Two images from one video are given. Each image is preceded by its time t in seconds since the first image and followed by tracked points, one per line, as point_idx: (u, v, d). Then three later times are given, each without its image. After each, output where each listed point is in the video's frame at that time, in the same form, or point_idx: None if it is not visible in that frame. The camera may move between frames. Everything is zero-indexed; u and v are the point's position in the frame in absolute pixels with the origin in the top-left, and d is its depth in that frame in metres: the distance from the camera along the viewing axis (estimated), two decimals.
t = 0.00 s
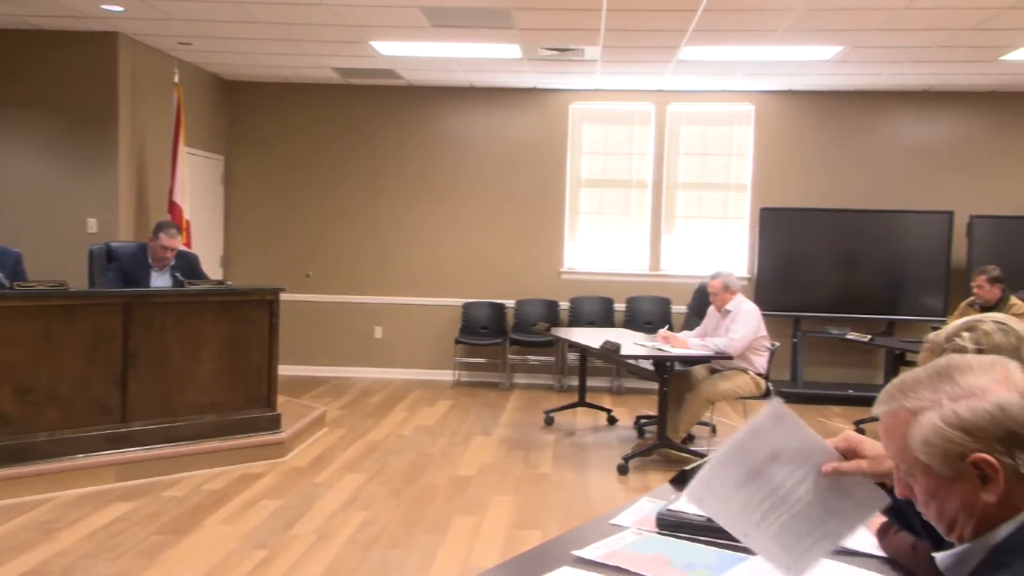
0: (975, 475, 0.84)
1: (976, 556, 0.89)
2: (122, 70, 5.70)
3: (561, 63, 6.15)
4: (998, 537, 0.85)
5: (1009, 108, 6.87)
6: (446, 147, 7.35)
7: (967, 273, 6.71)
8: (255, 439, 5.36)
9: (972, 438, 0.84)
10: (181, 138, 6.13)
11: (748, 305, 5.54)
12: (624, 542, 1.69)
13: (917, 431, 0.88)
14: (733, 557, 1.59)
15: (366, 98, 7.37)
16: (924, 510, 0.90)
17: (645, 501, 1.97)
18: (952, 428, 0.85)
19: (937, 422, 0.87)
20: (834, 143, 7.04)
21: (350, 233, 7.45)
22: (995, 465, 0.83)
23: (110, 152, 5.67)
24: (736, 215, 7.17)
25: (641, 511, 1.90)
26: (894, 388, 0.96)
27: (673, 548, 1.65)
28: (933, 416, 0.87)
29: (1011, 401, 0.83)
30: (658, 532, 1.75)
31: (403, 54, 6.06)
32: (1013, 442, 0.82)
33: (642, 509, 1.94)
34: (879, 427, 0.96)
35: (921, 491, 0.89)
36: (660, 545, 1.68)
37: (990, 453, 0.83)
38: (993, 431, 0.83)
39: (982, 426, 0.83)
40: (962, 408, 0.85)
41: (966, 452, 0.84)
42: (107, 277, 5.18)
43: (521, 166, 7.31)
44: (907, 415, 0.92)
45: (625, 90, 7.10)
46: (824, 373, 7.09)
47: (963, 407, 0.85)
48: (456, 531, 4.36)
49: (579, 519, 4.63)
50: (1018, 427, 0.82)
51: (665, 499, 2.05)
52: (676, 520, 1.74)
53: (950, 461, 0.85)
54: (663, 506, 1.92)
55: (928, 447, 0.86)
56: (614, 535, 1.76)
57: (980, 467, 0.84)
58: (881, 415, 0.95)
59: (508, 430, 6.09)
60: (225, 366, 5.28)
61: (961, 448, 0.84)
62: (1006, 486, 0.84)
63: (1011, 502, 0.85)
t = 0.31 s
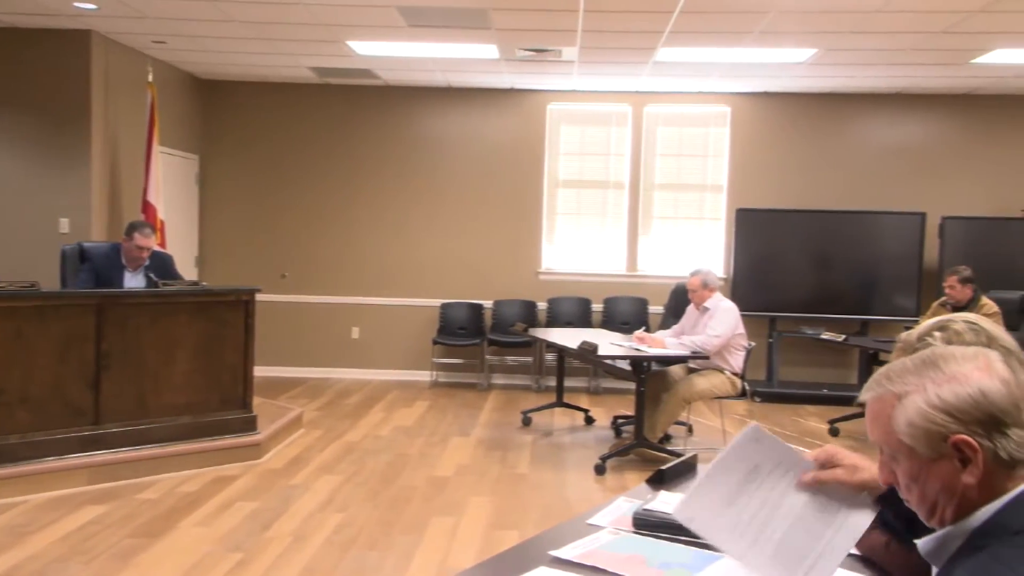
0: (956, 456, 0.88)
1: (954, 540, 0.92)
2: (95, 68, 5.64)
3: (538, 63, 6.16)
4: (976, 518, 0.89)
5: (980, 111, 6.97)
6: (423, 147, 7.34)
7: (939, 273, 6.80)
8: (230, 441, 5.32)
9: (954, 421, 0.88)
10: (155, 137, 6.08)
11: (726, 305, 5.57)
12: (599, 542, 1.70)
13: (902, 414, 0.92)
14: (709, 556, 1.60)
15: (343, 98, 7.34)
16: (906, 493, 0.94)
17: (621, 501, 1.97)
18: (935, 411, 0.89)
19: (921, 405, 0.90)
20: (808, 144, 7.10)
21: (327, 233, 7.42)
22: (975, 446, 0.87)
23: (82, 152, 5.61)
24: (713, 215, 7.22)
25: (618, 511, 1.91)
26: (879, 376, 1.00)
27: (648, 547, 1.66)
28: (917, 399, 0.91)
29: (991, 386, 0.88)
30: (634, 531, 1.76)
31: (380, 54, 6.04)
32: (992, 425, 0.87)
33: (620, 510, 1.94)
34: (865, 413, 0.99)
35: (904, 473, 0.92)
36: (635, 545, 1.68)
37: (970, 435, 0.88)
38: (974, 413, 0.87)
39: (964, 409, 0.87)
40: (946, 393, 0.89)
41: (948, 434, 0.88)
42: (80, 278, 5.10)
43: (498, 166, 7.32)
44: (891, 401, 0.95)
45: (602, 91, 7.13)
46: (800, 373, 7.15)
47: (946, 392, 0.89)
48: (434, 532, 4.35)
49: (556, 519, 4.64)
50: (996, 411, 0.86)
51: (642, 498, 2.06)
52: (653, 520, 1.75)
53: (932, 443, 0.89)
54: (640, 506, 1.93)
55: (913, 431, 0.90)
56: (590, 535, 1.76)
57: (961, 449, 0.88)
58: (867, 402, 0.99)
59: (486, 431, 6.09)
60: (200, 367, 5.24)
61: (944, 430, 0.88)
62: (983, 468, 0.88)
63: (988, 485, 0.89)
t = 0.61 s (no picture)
0: (936, 445, 0.95)
1: (932, 531, 0.99)
2: (69, 66, 5.58)
3: (517, 64, 6.17)
4: (954, 509, 0.96)
5: (954, 114, 7.05)
6: (402, 147, 7.33)
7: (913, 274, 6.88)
8: (207, 442, 5.29)
9: (935, 410, 0.94)
10: (130, 136, 6.03)
11: (704, 304, 5.60)
12: (578, 542, 1.71)
13: (886, 403, 0.98)
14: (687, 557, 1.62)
15: (322, 98, 7.31)
16: (888, 484, 1.01)
17: (600, 501, 1.98)
18: (919, 399, 0.95)
19: (906, 393, 0.97)
20: (784, 146, 7.16)
21: (305, 233, 7.38)
22: (955, 435, 0.94)
23: (55, 151, 5.55)
24: (691, 216, 7.26)
25: (596, 511, 1.92)
26: (869, 369, 1.06)
27: (627, 547, 1.67)
28: (902, 389, 0.97)
29: (974, 377, 0.94)
30: (613, 532, 1.78)
31: (358, 53, 6.03)
32: (971, 416, 0.93)
33: (598, 510, 1.95)
34: (854, 402, 1.06)
35: (885, 462, 0.99)
36: (613, 545, 1.70)
37: (951, 424, 0.94)
38: (955, 402, 0.93)
39: (946, 398, 0.94)
40: (930, 383, 0.95)
41: (930, 422, 0.94)
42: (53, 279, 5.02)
43: (476, 167, 7.32)
44: (879, 391, 1.02)
45: (580, 91, 7.15)
46: (776, 372, 7.21)
47: (929, 381, 0.95)
48: (412, 532, 4.34)
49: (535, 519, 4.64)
50: (977, 401, 0.93)
51: (620, 498, 2.07)
52: (631, 520, 1.77)
53: (915, 430, 0.95)
54: (619, 506, 1.94)
55: (895, 418, 0.97)
56: (569, 535, 1.77)
57: (942, 438, 0.94)
58: (858, 392, 1.05)
59: (464, 431, 6.09)
60: (176, 368, 5.19)
61: (926, 418, 0.95)
62: (962, 457, 0.94)
63: (967, 475, 0.95)
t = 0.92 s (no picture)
0: (897, 435, 1.10)
1: (899, 523, 1.14)
2: (40, 64, 5.51)
3: (493, 64, 6.17)
4: (918, 501, 1.11)
5: (925, 116, 7.14)
6: (378, 147, 7.31)
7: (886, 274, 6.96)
8: (180, 445, 5.24)
9: (897, 402, 1.09)
10: (102, 135, 5.97)
11: (679, 306, 5.63)
12: (554, 541, 1.72)
13: (851, 394, 1.14)
14: (662, 555, 1.63)
15: (297, 97, 7.27)
16: (853, 475, 1.16)
17: (575, 501, 1.99)
18: (881, 391, 1.11)
19: (870, 387, 1.12)
20: (758, 148, 7.22)
21: (281, 233, 7.34)
22: (914, 427, 1.09)
23: (24, 150, 5.48)
24: (667, 217, 7.30)
25: (572, 511, 1.93)
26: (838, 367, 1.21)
27: (602, 547, 1.68)
28: (866, 383, 1.13)
29: (933, 373, 1.09)
30: (588, 531, 1.79)
31: (334, 53, 6.00)
32: (929, 411, 1.08)
33: (574, 510, 1.96)
34: (823, 396, 1.21)
35: (849, 453, 1.15)
36: (588, 544, 1.70)
37: (911, 416, 1.09)
38: (915, 395, 1.08)
39: (906, 391, 1.09)
40: (892, 377, 1.10)
41: (891, 413, 1.09)
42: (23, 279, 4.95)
43: (452, 167, 7.31)
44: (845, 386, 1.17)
45: (556, 92, 7.16)
46: (750, 372, 7.28)
47: (892, 375, 1.11)
48: (388, 534, 4.32)
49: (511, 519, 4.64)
50: (935, 395, 1.08)
51: (596, 497, 2.08)
52: (607, 520, 1.78)
53: (879, 422, 1.10)
54: (595, 506, 1.95)
55: (860, 409, 1.12)
56: (545, 535, 1.77)
57: (902, 429, 1.10)
58: (827, 387, 1.20)
59: (441, 432, 6.08)
60: (149, 369, 5.13)
61: (890, 411, 1.10)
62: (919, 447, 1.10)
63: (925, 465, 1.11)
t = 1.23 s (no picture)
0: (863, 432, 1.13)
1: (867, 520, 1.17)
2: (12, 61, 5.44)
3: (472, 64, 6.16)
4: (885, 497, 1.14)
5: (900, 118, 7.23)
6: (357, 147, 7.29)
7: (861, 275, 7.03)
8: (156, 447, 5.18)
9: (863, 398, 1.12)
10: (76, 134, 5.91)
11: (655, 307, 5.65)
12: (533, 541, 1.72)
13: (819, 392, 1.17)
14: (641, 555, 1.64)
15: (274, 96, 7.24)
16: (822, 471, 1.19)
17: (554, 501, 1.99)
18: (847, 388, 1.14)
19: (836, 384, 1.15)
20: (736, 149, 7.27)
21: (258, 233, 7.30)
22: (879, 423, 1.12)
23: None
24: (646, 217, 7.33)
25: (550, 511, 1.93)
26: (807, 366, 1.25)
27: (581, 546, 1.69)
28: (833, 381, 1.16)
29: (898, 370, 1.12)
30: (567, 531, 1.79)
31: (312, 52, 5.97)
32: (894, 407, 1.12)
33: (553, 510, 1.96)
34: (792, 394, 1.24)
35: (818, 449, 1.18)
36: (567, 544, 1.71)
37: (876, 412, 1.12)
38: (880, 392, 1.12)
39: (872, 388, 1.12)
40: (858, 375, 1.14)
41: (857, 410, 1.13)
42: None
43: (431, 167, 7.31)
44: (813, 384, 1.21)
45: (535, 92, 7.17)
46: (728, 372, 7.32)
47: (858, 373, 1.14)
48: (366, 536, 4.30)
49: (489, 519, 4.63)
50: (899, 392, 1.11)
51: (574, 497, 2.08)
52: (585, 519, 1.78)
53: (844, 418, 1.13)
54: (573, 505, 1.96)
55: (827, 406, 1.15)
56: (524, 535, 1.77)
57: (867, 425, 1.13)
58: (796, 385, 1.23)
59: (421, 433, 6.08)
60: (125, 370, 5.07)
61: (856, 408, 1.13)
62: (885, 443, 1.13)
63: (890, 460, 1.14)
